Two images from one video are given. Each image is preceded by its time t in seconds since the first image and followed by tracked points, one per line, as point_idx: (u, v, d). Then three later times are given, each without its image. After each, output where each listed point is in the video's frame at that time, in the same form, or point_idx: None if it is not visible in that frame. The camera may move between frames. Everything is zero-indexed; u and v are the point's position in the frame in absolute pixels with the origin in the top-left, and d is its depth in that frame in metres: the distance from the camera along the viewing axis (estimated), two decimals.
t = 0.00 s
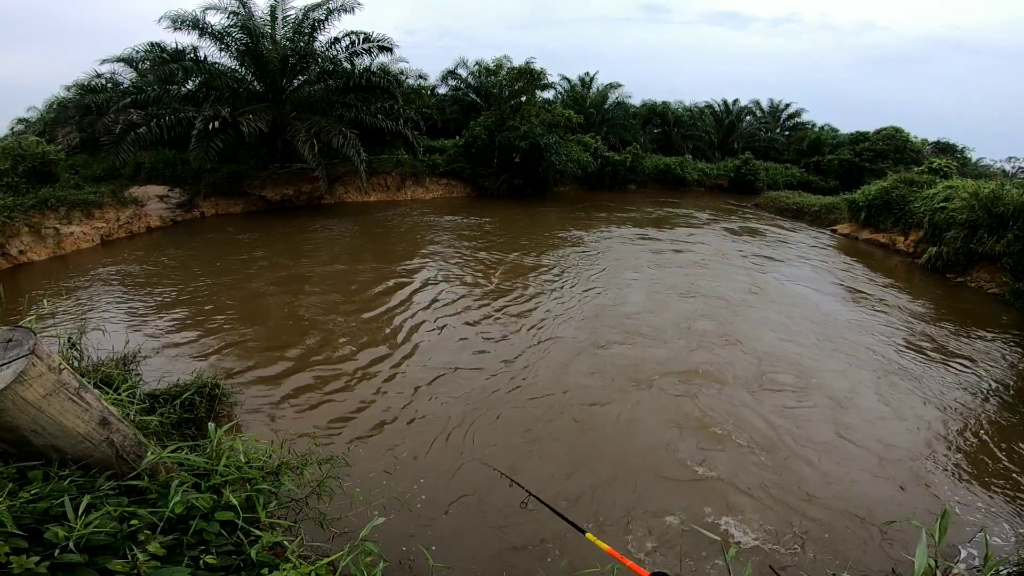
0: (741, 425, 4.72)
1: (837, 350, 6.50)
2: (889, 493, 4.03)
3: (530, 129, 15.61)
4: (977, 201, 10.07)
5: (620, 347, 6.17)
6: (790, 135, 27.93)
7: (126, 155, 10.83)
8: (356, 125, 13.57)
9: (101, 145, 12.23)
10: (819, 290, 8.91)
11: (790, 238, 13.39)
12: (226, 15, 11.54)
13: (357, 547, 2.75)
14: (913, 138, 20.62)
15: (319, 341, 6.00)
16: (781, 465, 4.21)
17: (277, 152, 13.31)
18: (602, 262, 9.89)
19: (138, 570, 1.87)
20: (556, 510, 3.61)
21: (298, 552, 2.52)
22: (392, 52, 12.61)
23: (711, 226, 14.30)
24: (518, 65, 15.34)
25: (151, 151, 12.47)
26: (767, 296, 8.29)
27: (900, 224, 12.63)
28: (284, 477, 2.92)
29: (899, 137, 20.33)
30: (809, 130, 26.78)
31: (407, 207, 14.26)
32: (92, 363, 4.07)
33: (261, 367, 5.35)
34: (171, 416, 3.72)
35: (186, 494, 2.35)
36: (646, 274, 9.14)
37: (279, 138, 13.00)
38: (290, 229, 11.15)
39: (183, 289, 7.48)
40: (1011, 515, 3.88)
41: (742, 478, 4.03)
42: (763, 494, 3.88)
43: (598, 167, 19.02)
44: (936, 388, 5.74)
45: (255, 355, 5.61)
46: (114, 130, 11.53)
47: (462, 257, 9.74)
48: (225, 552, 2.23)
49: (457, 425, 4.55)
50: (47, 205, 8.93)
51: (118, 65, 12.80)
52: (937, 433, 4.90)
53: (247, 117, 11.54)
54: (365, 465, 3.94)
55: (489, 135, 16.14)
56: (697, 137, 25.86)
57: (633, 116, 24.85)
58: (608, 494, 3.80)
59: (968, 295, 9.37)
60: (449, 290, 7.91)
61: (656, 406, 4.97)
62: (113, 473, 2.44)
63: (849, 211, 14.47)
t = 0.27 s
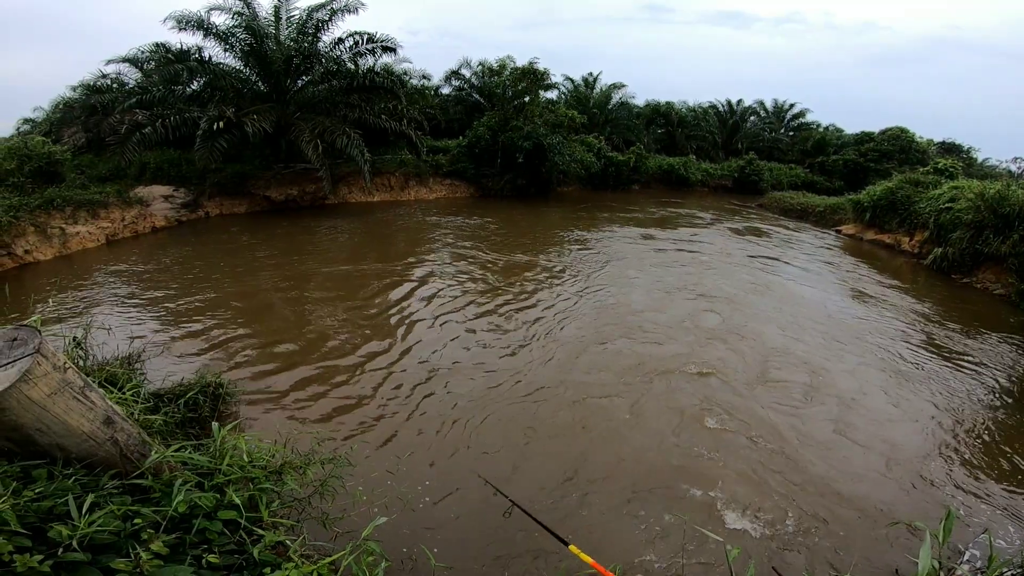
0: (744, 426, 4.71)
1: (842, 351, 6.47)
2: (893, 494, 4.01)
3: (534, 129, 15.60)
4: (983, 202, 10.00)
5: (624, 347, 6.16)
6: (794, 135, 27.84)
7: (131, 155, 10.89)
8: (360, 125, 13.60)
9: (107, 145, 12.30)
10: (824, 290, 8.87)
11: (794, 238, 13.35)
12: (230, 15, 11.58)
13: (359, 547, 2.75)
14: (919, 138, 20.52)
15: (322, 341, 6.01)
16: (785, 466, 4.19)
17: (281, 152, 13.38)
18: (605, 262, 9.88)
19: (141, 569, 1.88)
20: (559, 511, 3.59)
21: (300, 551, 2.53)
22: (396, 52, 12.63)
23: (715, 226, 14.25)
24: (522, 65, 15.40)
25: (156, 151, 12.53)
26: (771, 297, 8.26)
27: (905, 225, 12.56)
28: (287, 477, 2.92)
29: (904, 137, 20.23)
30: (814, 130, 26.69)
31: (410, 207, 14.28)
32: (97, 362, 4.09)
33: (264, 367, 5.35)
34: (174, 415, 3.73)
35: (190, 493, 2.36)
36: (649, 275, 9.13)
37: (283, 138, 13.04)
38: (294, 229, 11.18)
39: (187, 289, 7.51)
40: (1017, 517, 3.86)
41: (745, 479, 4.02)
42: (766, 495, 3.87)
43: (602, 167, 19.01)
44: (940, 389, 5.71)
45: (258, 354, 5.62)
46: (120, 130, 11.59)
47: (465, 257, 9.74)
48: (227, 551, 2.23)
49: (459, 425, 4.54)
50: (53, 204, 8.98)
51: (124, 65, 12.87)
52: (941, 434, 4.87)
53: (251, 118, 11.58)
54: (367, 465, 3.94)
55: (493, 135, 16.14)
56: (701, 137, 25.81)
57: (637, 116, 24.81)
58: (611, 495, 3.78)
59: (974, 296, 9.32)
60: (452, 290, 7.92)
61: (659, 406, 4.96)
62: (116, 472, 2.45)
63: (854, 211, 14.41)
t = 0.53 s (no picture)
0: (747, 428, 4.69)
1: (845, 352, 6.45)
2: (896, 496, 3.99)
3: (537, 130, 15.62)
4: (988, 204, 9.96)
5: (625, 348, 6.16)
6: (798, 136, 27.79)
7: (136, 154, 10.93)
8: (363, 125, 13.63)
9: (112, 145, 12.35)
10: (827, 292, 8.84)
11: (798, 239, 13.31)
12: (235, 15, 11.62)
13: (361, 547, 2.75)
14: (923, 140, 20.46)
15: (325, 341, 6.02)
16: (786, 468, 4.18)
17: (285, 152, 13.42)
18: (608, 263, 9.87)
19: (142, 567, 1.88)
20: (561, 512, 3.59)
21: (302, 551, 2.54)
22: (399, 52, 12.66)
23: (718, 228, 14.23)
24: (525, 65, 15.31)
25: (161, 151, 12.57)
26: (774, 298, 8.25)
27: (910, 227, 12.52)
28: (288, 476, 2.92)
29: (909, 139, 20.17)
30: (818, 132, 26.64)
31: (413, 208, 14.29)
32: (101, 361, 4.10)
33: (267, 366, 5.37)
34: (177, 414, 3.74)
35: (192, 492, 2.37)
36: (652, 275, 9.12)
37: (287, 138, 13.08)
38: (297, 229, 11.20)
39: (191, 288, 7.53)
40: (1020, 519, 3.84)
41: (747, 480, 4.01)
42: (768, 497, 3.85)
43: (605, 168, 19.00)
44: (944, 392, 5.68)
45: (262, 353, 5.64)
46: (125, 130, 11.64)
47: (467, 257, 9.75)
48: (229, 550, 2.24)
49: (461, 425, 4.55)
50: (58, 204, 9.02)
51: (129, 65, 12.94)
52: (945, 436, 4.85)
53: (255, 118, 11.62)
54: (369, 465, 3.95)
55: (496, 135, 16.14)
56: (705, 139, 25.78)
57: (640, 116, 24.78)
58: (613, 496, 3.77)
59: (978, 299, 9.28)
60: (454, 290, 7.92)
61: (661, 407, 4.95)
62: (120, 470, 2.46)
63: (858, 213, 14.36)
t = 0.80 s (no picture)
0: (747, 429, 4.68)
1: (847, 354, 6.43)
2: (896, 498, 3.98)
3: (539, 131, 15.62)
4: (991, 206, 9.93)
5: (627, 349, 6.15)
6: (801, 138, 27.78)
7: (139, 153, 10.96)
8: (366, 125, 13.65)
9: (115, 144, 12.39)
10: (829, 294, 8.82)
11: (799, 241, 13.29)
12: (238, 15, 11.65)
13: (361, 547, 2.75)
14: (926, 142, 20.43)
15: (326, 340, 6.02)
16: (787, 470, 4.17)
17: (287, 152, 13.43)
18: (609, 263, 9.86)
19: (142, 566, 1.88)
20: (560, 513, 3.59)
21: (302, 550, 2.54)
22: (402, 53, 12.67)
23: (720, 229, 14.22)
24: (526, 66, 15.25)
25: (164, 150, 12.60)
26: (775, 300, 8.23)
27: (912, 229, 12.49)
28: (289, 476, 2.93)
29: (912, 141, 20.14)
30: (820, 134, 26.62)
31: (415, 208, 14.30)
32: (102, 359, 4.11)
33: (268, 366, 5.38)
34: (178, 413, 3.75)
35: (193, 492, 2.37)
36: (654, 276, 9.11)
37: (290, 138, 13.10)
38: (299, 229, 11.21)
39: (193, 287, 7.55)
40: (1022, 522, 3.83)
41: (747, 482, 4.01)
42: (768, 499, 3.85)
43: (607, 169, 18.99)
44: (946, 394, 5.66)
45: (263, 353, 5.65)
46: (128, 130, 11.67)
47: (469, 258, 9.74)
48: (229, 549, 2.24)
49: (461, 425, 4.55)
50: (61, 203, 9.04)
51: (132, 65, 12.97)
52: (946, 438, 4.84)
53: (258, 117, 11.63)
54: (369, 464, 3.95)
55: (498, 136, 16.15)
56: (707, 140, 25.77)
57: (642, 117, 24.78)
58: (613, 498, 3.76)
59: (981, 301, 9.25)
60: (456, 290, 7.93)
61: (662, 408, 4.95)
62: (121, 469, 2.46)
63: (860, 214, 14.34)
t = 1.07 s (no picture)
0: (748, 429, 4.68)
1: (849, 354, 6.42)
2: (896, 498, 3.98)
3: (541, 129, 15.62)
4: (994, 206, 9.90)
5: (628, 348, 6.15)
6: (804, 137, 27.72)
7: (142, 151, 10.98)
8: (368, 124, 13.65)
9: (118, 142, 12.42)
10: (831, 294, 8.79)
11: (802, 241, 13.26)
12: (241, 13, 11.65)
13: (361, 545, 2.75)
14: (930, 141, 20.38)
15: (327, 339, 6.02)
16: (788, 470, 4.17)
17: (290, 150, 13.44)
18: (611, 262, 9.85)
19: (143, 563, 1.89)
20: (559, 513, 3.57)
21: (302, 548, 2.55)
22: (404, 51, 12.67)
23: (722, 228, 14.19)
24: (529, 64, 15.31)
25: (166, 148, 12.62)
26: (778, 300, 8.22)
27: (915, 229, 12.45)
28: (289, 473, 2.93)
29: (915, 141, 20.09)
30: (824, 133, 26.56)
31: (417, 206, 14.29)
32: (104, 356, 4.11)
33: (269, 363, 5.38)
34: (180, 411, 3.75)
35: (193, 489, 2.37)
36: (655, 276, 9.09)
37: (292, 137, 13.11)
38: (301, 227, 11.21)
39: (196, 284, 7.57)
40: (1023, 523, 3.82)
41: (748, 481, 4.01)
42: (768, 498, 3.84)
43: (609, 168, 18.98)
44: (948, 395, 5.65)
45: (265, 351, 5.64)
46: (131, 127, 11.69)
47: (471, 256, 9.73)
48: (230, 547, 2.24)
49: (461, 424, 4.54)
50: (64, 200, 9.06)
51: (135, 62, 12.99)
52: (948, 439, 4.83)
53: (260, 115, 11.64)
54: (370, 462, 3.95)
55: (500, 134, 16.13)
56: (709, 139, 25.73)
57: (645, 116, 24.75)
58: (614, 500, 3.73)
59: (983, 301, 9.22)
60: (457, 289, 7.92)
61: (662, 408, 4.94)
62: (122, 467, 2.46)
63: (863, 214, 14.30)
